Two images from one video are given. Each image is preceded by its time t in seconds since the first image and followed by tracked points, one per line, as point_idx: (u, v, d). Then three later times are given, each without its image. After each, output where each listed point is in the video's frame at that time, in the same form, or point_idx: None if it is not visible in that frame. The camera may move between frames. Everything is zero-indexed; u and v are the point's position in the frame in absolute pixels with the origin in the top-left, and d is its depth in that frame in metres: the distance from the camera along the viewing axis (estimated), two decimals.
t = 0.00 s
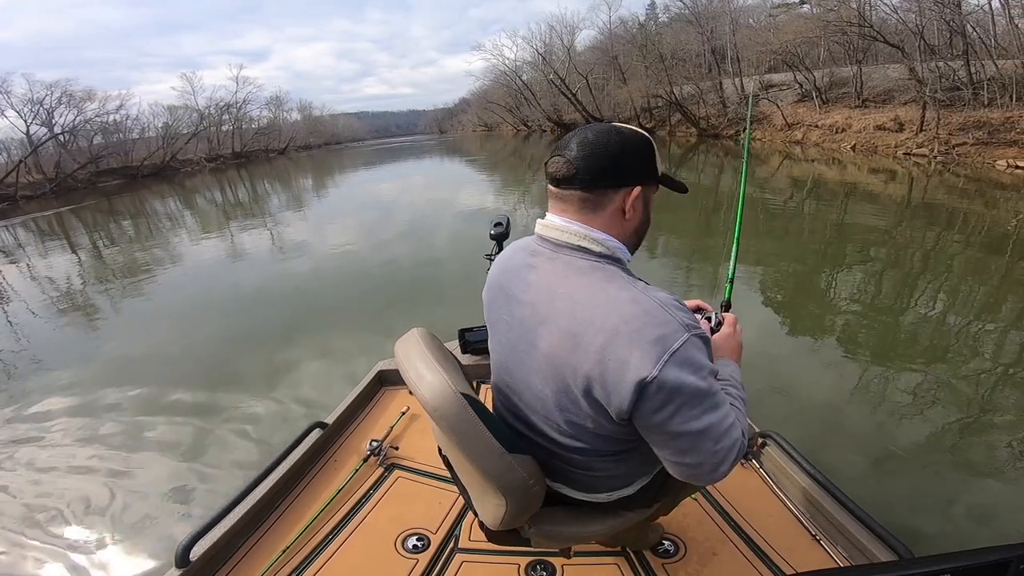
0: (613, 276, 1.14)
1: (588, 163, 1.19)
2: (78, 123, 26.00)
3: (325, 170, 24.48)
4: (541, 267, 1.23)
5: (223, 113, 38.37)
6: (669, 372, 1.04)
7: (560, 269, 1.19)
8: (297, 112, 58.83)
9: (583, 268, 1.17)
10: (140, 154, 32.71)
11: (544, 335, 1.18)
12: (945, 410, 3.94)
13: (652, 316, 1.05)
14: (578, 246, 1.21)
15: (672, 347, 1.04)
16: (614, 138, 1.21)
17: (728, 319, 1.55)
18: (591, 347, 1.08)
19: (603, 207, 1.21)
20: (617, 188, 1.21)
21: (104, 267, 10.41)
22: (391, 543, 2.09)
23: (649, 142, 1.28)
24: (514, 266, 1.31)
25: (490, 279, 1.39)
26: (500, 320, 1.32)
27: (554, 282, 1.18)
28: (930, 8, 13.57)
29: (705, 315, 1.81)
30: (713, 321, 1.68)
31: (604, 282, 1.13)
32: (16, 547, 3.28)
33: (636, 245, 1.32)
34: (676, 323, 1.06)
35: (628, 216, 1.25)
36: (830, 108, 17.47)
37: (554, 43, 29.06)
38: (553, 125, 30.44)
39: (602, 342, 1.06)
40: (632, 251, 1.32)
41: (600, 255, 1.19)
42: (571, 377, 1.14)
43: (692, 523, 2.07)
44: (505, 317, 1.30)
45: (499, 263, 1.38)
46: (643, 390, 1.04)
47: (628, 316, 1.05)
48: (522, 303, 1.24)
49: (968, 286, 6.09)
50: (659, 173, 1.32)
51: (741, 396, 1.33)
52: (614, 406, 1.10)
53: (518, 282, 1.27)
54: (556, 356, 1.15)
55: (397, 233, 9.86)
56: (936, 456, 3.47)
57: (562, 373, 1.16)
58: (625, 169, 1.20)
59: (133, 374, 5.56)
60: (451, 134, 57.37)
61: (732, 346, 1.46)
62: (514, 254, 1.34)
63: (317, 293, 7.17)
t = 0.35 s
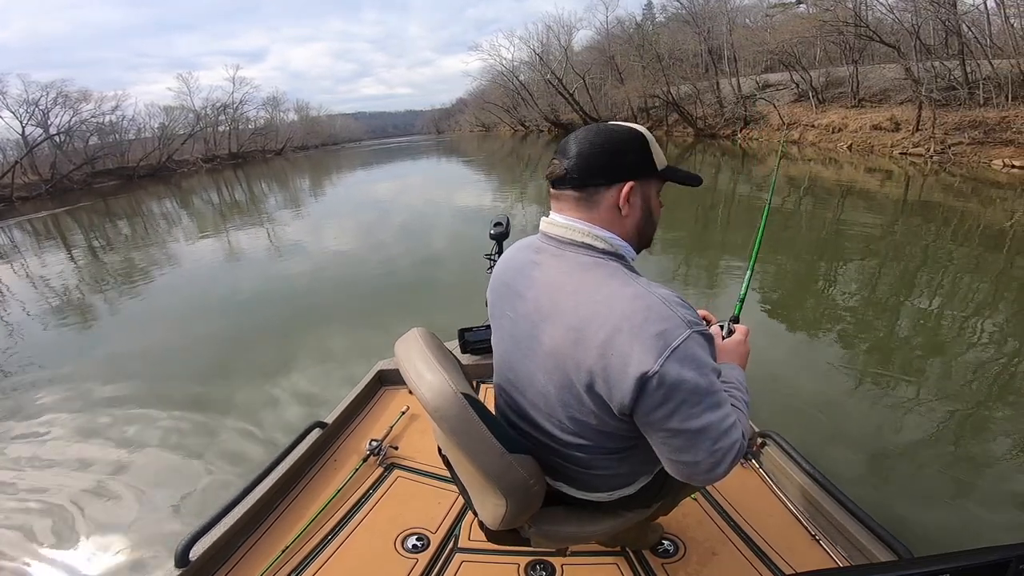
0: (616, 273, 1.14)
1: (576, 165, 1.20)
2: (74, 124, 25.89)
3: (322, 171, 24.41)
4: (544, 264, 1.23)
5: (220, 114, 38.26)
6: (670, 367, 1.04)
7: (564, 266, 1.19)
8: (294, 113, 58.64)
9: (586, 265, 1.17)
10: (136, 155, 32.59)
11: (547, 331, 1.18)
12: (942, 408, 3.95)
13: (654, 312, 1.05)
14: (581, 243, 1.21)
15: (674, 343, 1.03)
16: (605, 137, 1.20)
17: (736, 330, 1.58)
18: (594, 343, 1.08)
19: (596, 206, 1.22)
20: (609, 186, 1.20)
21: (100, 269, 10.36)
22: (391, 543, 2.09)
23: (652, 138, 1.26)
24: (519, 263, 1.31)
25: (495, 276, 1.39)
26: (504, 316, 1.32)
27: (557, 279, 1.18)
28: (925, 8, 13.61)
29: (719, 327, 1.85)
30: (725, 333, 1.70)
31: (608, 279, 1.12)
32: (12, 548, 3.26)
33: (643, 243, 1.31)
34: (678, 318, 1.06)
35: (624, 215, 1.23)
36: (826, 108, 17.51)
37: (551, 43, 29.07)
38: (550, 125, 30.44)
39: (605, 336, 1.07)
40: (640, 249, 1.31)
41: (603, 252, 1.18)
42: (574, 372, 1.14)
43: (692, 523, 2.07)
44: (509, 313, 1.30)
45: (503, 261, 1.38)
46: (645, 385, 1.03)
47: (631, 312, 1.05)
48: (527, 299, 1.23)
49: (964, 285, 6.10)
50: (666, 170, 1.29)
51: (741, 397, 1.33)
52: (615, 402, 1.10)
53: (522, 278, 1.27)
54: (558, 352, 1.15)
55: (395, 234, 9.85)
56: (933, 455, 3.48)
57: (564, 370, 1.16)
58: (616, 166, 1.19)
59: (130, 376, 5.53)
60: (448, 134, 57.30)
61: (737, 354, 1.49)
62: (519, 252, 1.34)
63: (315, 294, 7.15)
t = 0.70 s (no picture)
0: (625, 272, 1.14)
1: (564, 172, 1.24)
2: (70, 125, 25.80)
3: (320, 171, 24.37)
4: (552, 262, 1.23)
5: (217, 114, 38.19)
6: (680, 367, 1.04)
7: (571, 265, 1.19)
8: (291, 113, 58.54)
9: (594, 264, 1.17)
10: (133, 155, 32.48)
11: (555, 330, 1.17)
12: (939, 407, 3.96)
13: (664, 312, 1.05)
14: (588, 243, 1.21)
15: (683, 343, 1.04)
16: (589, 140, 1.22)
17: (744, 341, 1.63)
18: (602, 341, 1.08)
19: (588, 209, 1.23)
20: (596, 188, 1.21)
21: (97, 270, 10.33)
22: (391, 543, 2.08)
23: (644, 133, 1.23)
24: (525, 263, 1.31)
25: (499, 275, 1.39)
26: (509, 315, 1.32)
27: (565, 278, 1.18)
28: (922, 7, 13.66)
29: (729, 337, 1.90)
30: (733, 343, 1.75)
31: (617, 278, 1.12)
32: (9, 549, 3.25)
33: (649, 241, 1.29)
34: (687, 319, 1.06)
35: (617, 216, 1.23)
36: (823, 108, 17.56)
37: (549, 43, 29.09)
38: (548, 125, 30.44)
39: (614, 335, 1.06)
40: (648, 246, 1.30)
41: (610, 252, 1.18)
42: (581, 371, 1.14)
43: (691, 524, 2.07)
44: (515, 311, 1.30)
45: (508, 260, 1.38)
46: (654, 386, 1.04)
47: (640, 312, 1.05)
48: (534, 298, 1.23)
49: (961, 284, 6.12)
50: (667, 164, 1.25)
51: (745, 398, 1.33)
52: (623, 401, 1.10)
53: (528, 277, 1.27)
54: (566, 351, 1.15)
55: (393, 235, 9.84)
56: (931, 454, 3.49)
57: (572, 369, 1.15)
58: (601, 167, 1.20)
59: (126, 378, 5.51)
60: (445, 134, 57.29)
61: (741, 362, 1.53)
62: (524, 252, 1.34)
63: (312, 295, 7.13)
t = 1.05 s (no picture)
0: (632, 273, 1.14)
1: (571, 173, 1.24)
2: (66, 125, 25.71)
3: (317, 172, 24.35)
4: (558, 262, 1.23)
5: (214, 115, 38.11)
6: (688, 369, 1.04)
7: (578, 265, 1.19)
8: (289, 113, 58.46)
9: (601, 265, 1.16)
10: (129, 156, 32.38)
11: (561, 330, 1.17)
12: (937, 407, 3.97)
13: (672, 315, 1.05)
14: (596, 243, 1.21)
15: (692, 345, 1.04)
16: (597, 140, 1.21)
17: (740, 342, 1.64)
18: (610, 342, 1.08)
19: (596, 209, 1.23)
20: (604, 190, 1.21)
21: (93, 271, 10.29)
22: (392, 543, 2.08)
23: (652, 133, 1.23)
24: (531, 262, 1.30)
25: (502, 273, 1.39)
26: (513, 315, 1.32)
27: (572, 279, 1.17)
28: (918, 7, 13.70)
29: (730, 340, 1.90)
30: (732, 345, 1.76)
31: (624, 279, 1.12)
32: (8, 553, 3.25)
33: (656, 242, 1.28)
34: (696, 321, 1.06)
35: (624, 217, 1.22)
36: (820, 108, 17.60)
37: (546, 44, 29.09)
38: (546, 125, 30.43)
39: (622, 335, 1.06)
40: (654, 247, 1.29)
41: (617, 253, 1.19)
42: (589, 371, 1.13)
43: (692, 524, 2.07)
44: (519, 311, 1.29)
45: (512, 259, 1.38)
46: (662, 387, 1.04)
47: (649, 313, 1.05)
48: (539, 297, 1.23)
49: (957, 283, 6.13)
50: (675, 165, 1.25)
51: (749, 399, 1.33)
52: (631, 402, 1.10)
53: (534, 277, 1.27)
54: (573, 352, 1.15)
55: (391, 235, 9.83)
56: (929, 453, 3.50)
57: (579, 370, 1.15)
58: (608, 168, 1.20)
59: (123, 379, 5.50)
60: (443, 134, 57.27)
61: (741, 362, 1.54)
62: (529, 251, 1.34)
63: (310, 296, 7.12)
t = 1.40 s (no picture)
0: (632, 274, 1.14)
1: (572, 174, 1.24)
2: (62, 126, 25.60)
3: (314, 172, 24.30)
4: (558, 263, 1.23)
5: (211, 115, 37.99)
6: (690, 371, 1.04)
7: (580, 266, 1.18)
8: (286, 113, 58.33)
9: (602, 266, 1.16)
10: (126, 157, 32.28)
11: (561, 332, 1.17)
12: (935, 406, 3.98)
13: (673, 316, 1.05)
14: (593, 244, 1.20)
15: (692, 347, 1.04)
16: (596, 141, 1.21)
17: (740, 340, 1.63)
18: (612, 344, 1.08)
19: (596, 210, 1.22)
20: (604, 191, 1.21)
21: (90, 272, 10.25)
22: (392, 543, 2.07)
23: (651, 133, 1.23)
24: (531, 263, 1.30)
25: (501, 274, 1.39)
26: (513, 317, 1.31)
27: (572, 280, 1.17)
28: (914, 7, 13.74)
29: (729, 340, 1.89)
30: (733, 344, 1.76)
31: (624, 281, 1.12)
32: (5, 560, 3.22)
33: (657, 242, 1.28)
34: (697, 323, 1.06)
35: (625, 217, 1.22)
36: (817, 108, 17.63)
37: (544, 44, 29.09)
38: (544, 125, 30.43)
39: (624, 337, 1.06)
40: (654, 247, 1.29)
41: (616, 254, 1.18)
42: (589, 373, 1.13)
43: (692, 524, 2.07)
44: (519, 312, 1.29)
45: (512, 259, 1.37)
46: (664, 389, 1.04)
47: (651, 315, 1.05)
48: (539, 298, 1.23)
49: (954, 283, 6.14)
50: (675, 166, 1.25)
51: (749, 399, 1.32)
52: (632, 404, 1.10)
53: (534, 278, 1.26)
54: (573, 353, 1.15)
55: (388, 235, 9.81)
56: (927, 452, 3.50)
57: (580, 371, 1.15)
58: (609, 168, 1.19)
59: (120, 381, 5.46)
60: (440, 134, 57.24)
61: (740, 361, 1.54)
62: (529, 252, 1.33)
63: (308, 296, 7.10)
